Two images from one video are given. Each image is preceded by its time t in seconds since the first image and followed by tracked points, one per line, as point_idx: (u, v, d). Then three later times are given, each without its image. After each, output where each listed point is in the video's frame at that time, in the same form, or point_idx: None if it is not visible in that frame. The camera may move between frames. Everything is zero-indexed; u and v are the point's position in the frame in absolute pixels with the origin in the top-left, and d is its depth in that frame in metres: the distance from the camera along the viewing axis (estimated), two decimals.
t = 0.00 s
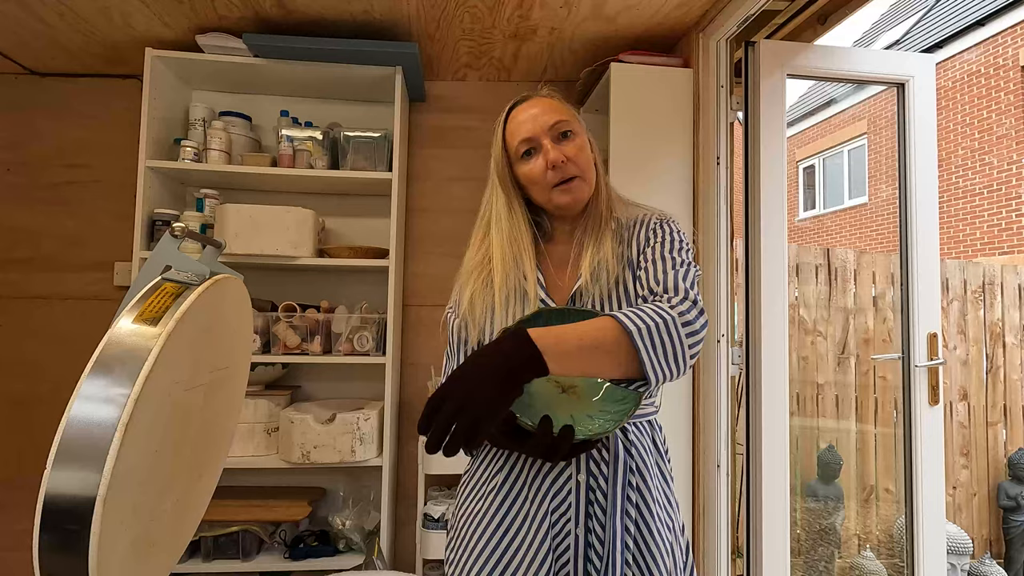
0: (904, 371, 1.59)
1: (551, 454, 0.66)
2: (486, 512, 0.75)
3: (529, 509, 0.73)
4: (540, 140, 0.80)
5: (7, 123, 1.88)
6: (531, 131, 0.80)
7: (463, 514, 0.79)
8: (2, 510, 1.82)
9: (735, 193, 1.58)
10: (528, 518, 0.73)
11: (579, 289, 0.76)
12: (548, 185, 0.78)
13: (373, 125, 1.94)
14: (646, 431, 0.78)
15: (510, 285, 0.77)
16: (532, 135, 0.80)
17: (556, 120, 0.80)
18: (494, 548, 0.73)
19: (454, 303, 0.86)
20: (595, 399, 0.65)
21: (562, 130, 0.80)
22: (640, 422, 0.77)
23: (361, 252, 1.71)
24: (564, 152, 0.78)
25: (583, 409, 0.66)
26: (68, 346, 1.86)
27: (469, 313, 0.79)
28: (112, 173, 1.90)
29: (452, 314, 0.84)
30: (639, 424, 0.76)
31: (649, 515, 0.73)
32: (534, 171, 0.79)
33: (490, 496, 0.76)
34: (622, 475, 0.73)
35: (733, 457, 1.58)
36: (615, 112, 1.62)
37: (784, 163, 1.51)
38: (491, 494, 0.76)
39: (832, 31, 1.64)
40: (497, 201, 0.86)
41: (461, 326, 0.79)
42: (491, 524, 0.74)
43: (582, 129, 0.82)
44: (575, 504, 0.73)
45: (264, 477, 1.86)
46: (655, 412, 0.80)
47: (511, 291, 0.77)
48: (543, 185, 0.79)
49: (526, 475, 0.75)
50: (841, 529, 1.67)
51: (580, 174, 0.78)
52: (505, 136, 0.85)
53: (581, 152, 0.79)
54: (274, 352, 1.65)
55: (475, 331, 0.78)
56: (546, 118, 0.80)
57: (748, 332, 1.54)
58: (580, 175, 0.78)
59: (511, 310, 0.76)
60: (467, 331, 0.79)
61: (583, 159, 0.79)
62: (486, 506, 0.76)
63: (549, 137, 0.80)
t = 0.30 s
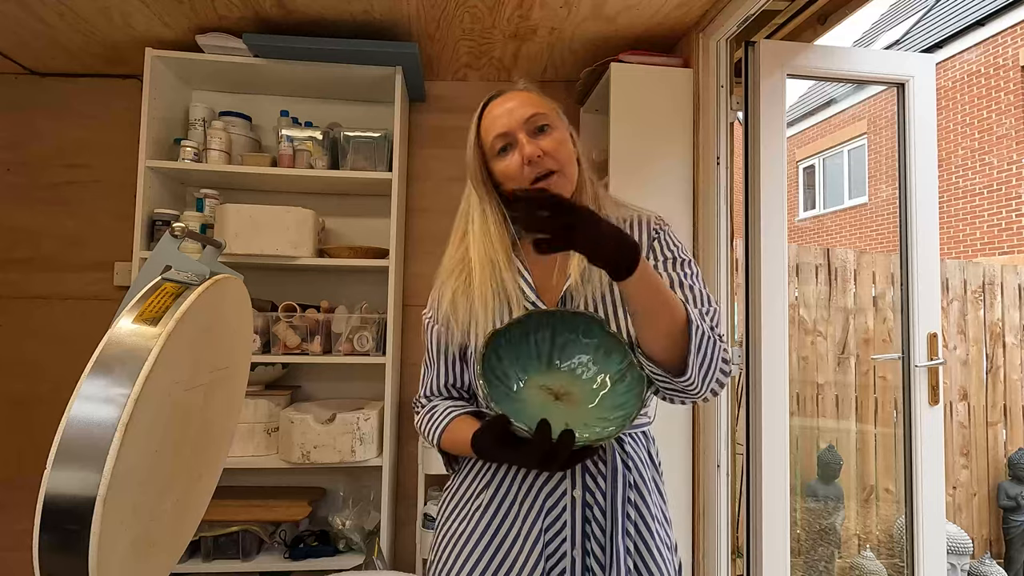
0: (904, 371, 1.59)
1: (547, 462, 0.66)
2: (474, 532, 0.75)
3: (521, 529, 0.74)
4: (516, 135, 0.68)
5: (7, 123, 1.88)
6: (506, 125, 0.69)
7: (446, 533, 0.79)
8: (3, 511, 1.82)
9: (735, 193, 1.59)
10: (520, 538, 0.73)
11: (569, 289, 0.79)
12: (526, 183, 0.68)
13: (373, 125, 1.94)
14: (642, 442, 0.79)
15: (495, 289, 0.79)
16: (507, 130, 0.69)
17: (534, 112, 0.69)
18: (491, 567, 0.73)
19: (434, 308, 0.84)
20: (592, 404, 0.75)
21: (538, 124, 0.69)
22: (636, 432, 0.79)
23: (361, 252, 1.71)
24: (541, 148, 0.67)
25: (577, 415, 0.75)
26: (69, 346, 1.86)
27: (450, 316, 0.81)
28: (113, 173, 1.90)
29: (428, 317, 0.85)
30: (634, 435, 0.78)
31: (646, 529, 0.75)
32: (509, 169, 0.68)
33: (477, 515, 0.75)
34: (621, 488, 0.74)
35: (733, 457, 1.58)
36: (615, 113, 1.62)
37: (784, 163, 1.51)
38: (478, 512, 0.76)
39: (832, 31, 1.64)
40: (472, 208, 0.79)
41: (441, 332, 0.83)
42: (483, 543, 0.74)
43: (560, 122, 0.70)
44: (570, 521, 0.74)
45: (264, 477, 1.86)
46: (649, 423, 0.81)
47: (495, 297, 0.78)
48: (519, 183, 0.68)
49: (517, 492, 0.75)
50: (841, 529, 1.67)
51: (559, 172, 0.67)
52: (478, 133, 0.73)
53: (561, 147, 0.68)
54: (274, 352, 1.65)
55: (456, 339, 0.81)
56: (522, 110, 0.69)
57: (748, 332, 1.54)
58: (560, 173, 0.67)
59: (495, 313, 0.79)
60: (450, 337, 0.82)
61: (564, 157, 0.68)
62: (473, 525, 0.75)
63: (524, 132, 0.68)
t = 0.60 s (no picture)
0: (904, 371, 1.59)
1: (527, 479, 0.66)
2: (452, 547, 0.75)
3: (499, 545, 0.74)
4: (498, 130, 0.80)
5: (7, 123, 1.88)
6: (489, 119, 0.81)
7: (424, 548, 0.78)
8: (3, 511, 1.82)
9: (735, 193, 1.58)
10: (497, 554, 0.73)
11: (553, 297, 0.79)
12: (507, 177, 0.78)
13: (373, 125, 1.94)
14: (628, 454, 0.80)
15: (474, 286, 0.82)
16: (489, 125, 0.80)
17: (517, 107, 0.80)
18: None
19: (414, 309, 0.87)
20: (578, 416, 0.76)
21: (521, 119, 0.80)
22: (623, 444, 0.80)
23: (361, 252, 1.71)
24: (521, 143, 0.77)
25: (559, 427, 0.75)
26: (68, 347, 1.86)
27: (428, 319, 0.83)
28: (113, 173, 1.90)
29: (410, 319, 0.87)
30: (620, 446, 0.79)
31: (634, 548, 0.74)
32: (492, 162, 0.80)
33: (455, 529, 0.76)
34: (606, 504, 0.74)
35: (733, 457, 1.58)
36: (614, 113, 1.62)
37: (784, 163, 1.51)
38: (456, 526, 0.76)
39: (832, 31, 1.64)
40: (457, 203, 0.91)
41: (420, 335, 0.83)
42: (461, 559, 0.74)
43: (545, 118, 0.82)
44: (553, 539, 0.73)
45: (264, 477, 1.86)
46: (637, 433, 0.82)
47: (473, 296, 0.81)
48: (501, 178, 0.79)
49: (497, 506, 0.75)
50: (841, 529, 1.67)
51: (538, 167, 0.78)
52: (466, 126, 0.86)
53: (542, 142, 0.78)
54: (274, 352, 1.65)
55: (436, 341, 0.82)
56: (506, 106, 0.80)
57: (748, 332, 1.55)
58: (540, 168, 0.78)
59: (472, 311, 0.81)
60: (428, 342, 0.82)
61: (543, 150, 0.78)
62: (450, 539, 0.75)
63: (506, 126, 0.80)
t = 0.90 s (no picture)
0: (904, 371, 1.59)
1: (513, 493, 0.65)
2: (437, 551, 0.75)
3: (483, 551, 0.74)
4: (486, 130, 0.80)
5: (8, 123, 1.88)
6: (477, 117, 0.81)
7: (412, 551, 0.79)
8: (3, 511, 1.82)
9: (735, 193, 1.58)
10: (481, 559, 0.74)
11: (540, 301, 0.79)
12: (494, 178, 0.79)
13: (373, 126, 1.94)
14: (619, 458, 0.80)
15: (459, 288, 0.82)
16: (478, 123, 0.81)
17: (507, 106, 0.80)
18: None
19: (402, 309, 0.87)
20: (564, 423, 0.75)
21: (510, 118, 0.80)
22: (614, 448, 0.79)
23: (361, 252, 1.71)
24: (509, 144, 0.78)
25: (545, 434, 0.75)
26: (68, 347, 1.86)
27: (413, 319, 0.84)
28: (113, 174, 1.90)
29: (396, 321, 0.89)
30: (610, 451, 0.78)
31: (622, 556, 0.74)
32: (479, 162, 0.80)
33: (440, 534, 0.76)
34: (593, 511, 0.74)
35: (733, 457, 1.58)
36: (614, 113, 1.62)
37: (784, 163, 1.51)
38: (442, 531, 0.76)
39: (832, 31, 1.64)
40: (444, 201, 0.91)
41: (405, 337, 0.85)
42: (446, 563, 0.74)
43: (536, 117, 0.82)
44: (538, 545, 0.73)
45: (264, 477, 1.86)
46: (629, 436, 0.82)
47: (459, 297, 0.82)
48: (488, 178, 0.79)
49: (483, 512, 0.75)
50: (841, 529, 1.67)
51: (526, 169, 0.78)
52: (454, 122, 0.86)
53: (531, 143, 0.78)
54: (274, 352, 1.65)
55: (421, 341, 0.83)
56: (495, 105, 0.80)
57: (748, 332, 1.55)
58: (528, 169, 0.78)
59: (458, 312, 0.81)
60: (413, 344, 0.84)
61: (531, 151, 0.78)
62: (435, 543, 0.76)
63: (495, 126, 0.80)
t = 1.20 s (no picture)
0: (904, 371, 1.59)
1: (495, 495, 0.66)
2: (429, 550, 0.75)
3: (474, 551, 0.74)
4: (479, 128, 0.80)
5: (8, 123, 1.88)
6: (470, 114, 0.81)
7: (406, 550, 0.79)
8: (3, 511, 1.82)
9: (735, 193, 1.58)
10: (472, 560, 0.74)
11: (528, 300, 0.80)
12: (485, 177, 0.79)
13: (373, 125, 1.94)
14: (611, 458, 0.79)
15: (448, 289, 0.83)
16: (471, 121, 0.81)
17: (501, 104, 0.80)
18: None
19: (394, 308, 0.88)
20: (552, 424, 0.75)
21: (504, 116, 0.80)
22: (607, 448, 0.79)
23: (361, 252, 1.71)
24: (501, 144, 0.78)
25: (534, 434, 0.75)
26: (68, 347, 1.86)
27: (403, 317, 0.85)
28: (113, 174, 1.90)
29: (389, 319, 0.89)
30: (602, 451, 0.78)
31: (612, 557, 0.73)
32: (470, 160, 0.80)
33: (432, 534, 0.76)
34: (583, 512, 0.74)
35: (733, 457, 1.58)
36: (614, 114, 1.62)
37: (784, 163, 1.51)
38: (434, 531, 0.76)
39: (832, 31, 1.64)
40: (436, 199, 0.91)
41: (396, 336, 0.85)
42: (438, 562, 0.74)
43: (531, 116, 0.82)
44: (528, 546, 0.73)
45: (264, 477, 1.86)
46: (623, 436, 0.81)
47: (448, 296, 0.82)
48: (479, 177, 0.79)
49: (474, 513, 0.75)
50: (841, 529, 1.67)
51: (517, 169, 0.78)
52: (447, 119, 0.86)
53: (524, 142, 0.78)
54: (274, 352, 1.65)
55: (410, 340, 0.83)
56: (489, 103, 0.80)
57: (748, 332, 1.55)
58: (520, 169, 0.78)
59: (448, 311, 0.82)
60: (403, 344, 0.84)
61: (524, 150, 0.78)
62: (427, 542, 0.76)
63: (488, 124, 0.80)
